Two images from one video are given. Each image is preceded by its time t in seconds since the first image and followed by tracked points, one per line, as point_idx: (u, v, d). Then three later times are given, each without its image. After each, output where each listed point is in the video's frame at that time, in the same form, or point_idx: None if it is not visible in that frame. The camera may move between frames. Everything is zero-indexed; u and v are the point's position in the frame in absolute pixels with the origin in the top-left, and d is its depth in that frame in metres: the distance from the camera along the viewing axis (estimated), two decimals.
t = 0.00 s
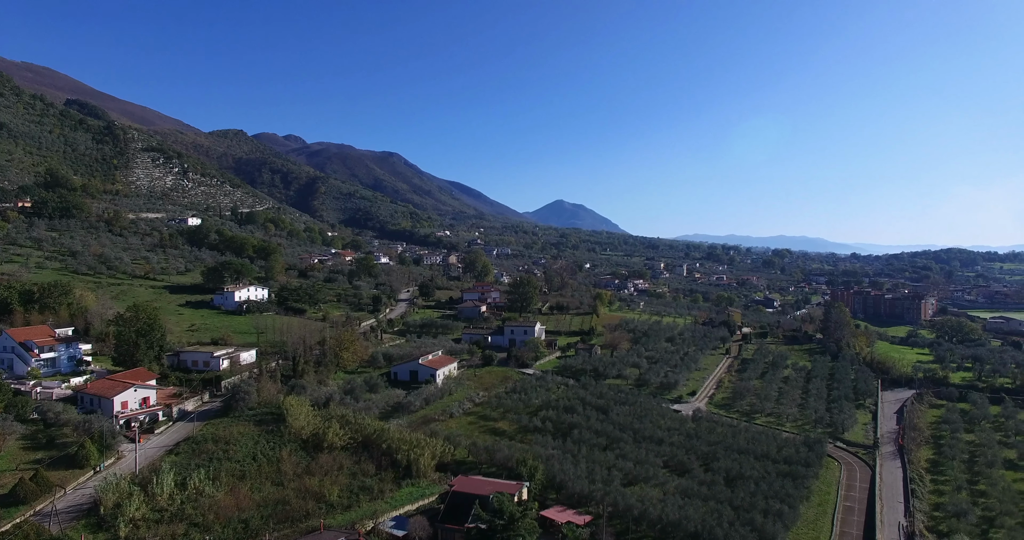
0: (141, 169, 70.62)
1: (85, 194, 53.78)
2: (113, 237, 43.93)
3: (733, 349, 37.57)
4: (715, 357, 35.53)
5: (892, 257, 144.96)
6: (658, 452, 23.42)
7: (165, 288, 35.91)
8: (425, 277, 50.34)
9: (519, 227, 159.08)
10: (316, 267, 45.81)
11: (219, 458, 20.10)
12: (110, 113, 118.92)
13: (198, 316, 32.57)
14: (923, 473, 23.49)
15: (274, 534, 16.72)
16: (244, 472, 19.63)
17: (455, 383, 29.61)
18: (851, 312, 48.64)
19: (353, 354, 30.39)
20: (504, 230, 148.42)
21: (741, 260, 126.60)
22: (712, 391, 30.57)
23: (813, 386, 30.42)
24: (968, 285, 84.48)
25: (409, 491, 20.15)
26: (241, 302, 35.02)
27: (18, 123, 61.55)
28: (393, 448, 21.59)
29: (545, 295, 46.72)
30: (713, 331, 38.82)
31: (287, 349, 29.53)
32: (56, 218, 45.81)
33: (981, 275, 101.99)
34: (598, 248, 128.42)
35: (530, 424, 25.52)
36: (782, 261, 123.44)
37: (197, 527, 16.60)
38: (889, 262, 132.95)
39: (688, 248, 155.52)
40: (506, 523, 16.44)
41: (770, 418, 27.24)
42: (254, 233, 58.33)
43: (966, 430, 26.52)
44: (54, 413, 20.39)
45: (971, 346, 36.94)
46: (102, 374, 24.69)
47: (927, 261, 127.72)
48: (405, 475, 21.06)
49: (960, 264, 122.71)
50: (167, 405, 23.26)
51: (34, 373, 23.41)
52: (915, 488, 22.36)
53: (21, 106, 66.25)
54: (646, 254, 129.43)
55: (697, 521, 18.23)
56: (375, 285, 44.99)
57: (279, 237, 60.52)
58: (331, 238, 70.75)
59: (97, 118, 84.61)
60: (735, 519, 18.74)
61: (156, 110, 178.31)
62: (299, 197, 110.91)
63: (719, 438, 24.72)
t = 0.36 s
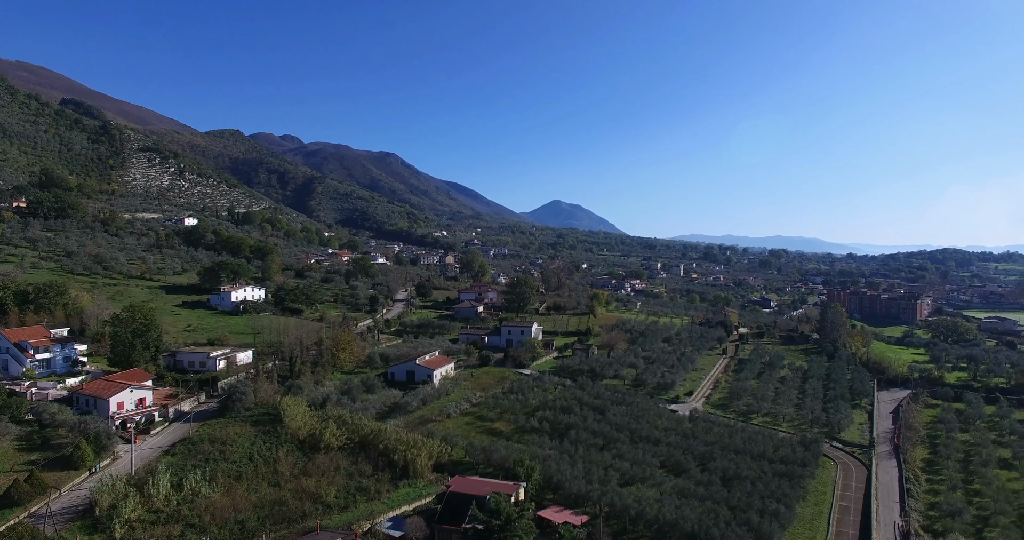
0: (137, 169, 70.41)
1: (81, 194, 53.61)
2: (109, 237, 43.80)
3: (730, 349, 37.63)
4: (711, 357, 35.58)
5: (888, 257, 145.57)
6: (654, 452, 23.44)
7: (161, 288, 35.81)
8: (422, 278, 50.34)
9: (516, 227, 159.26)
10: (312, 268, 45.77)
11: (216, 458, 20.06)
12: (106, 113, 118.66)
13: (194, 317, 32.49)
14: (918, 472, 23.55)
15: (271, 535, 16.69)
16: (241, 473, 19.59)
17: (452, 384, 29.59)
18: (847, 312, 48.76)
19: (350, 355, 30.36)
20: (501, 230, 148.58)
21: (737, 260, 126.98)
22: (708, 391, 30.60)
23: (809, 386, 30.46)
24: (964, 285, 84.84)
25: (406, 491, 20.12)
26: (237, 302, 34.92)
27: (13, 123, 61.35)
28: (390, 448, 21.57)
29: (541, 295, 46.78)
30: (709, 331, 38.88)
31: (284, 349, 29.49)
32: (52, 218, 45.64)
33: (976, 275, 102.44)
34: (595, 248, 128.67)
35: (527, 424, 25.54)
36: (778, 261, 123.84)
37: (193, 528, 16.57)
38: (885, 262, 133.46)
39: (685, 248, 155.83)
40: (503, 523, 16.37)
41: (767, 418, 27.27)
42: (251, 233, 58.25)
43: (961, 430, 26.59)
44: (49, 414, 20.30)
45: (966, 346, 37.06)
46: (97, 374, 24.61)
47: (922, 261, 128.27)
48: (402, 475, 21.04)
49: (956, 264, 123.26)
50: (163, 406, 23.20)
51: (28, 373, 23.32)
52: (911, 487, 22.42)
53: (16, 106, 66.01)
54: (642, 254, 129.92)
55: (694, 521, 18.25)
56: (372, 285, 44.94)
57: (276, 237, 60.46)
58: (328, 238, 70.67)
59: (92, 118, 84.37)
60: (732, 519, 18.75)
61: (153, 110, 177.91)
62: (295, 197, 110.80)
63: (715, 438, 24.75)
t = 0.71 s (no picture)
0: (130, 168, 70.06)
1: (72, 194, 53.30)
2: (101, 237, 43.56)
3: (724, 349, 37.73)
4: (705, 357, 35.67)
5: (880, 257, 146.48)
6: (648, 452, 23.48)
7: (154, 288, 35.63)
8: (417, 278, 50.28)
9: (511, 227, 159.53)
10: (307, 268, 45.65)
11: (209, 459, 19.97)
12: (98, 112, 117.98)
13: (188, 317, 32.33)
14: (910, 471, 23.69)
15: (264, 536, 16.64)
16: (234, 474, 19.51)
17: (446, 384, 29.56)
18: (840, 312, 48.98)
19: (344, 355, 30.31)
20: (495, 230, 148.75)
21: (731, 260, 127.53)
22: (702, 391, 30.68)
23: (802, 385, 30.59)
24: (955, 285, 85.51)
25: (400, 492, 20.09)
26: (231, 302, 34.78)
27: (4, 122, 60.94)
28: (384, 449, 21.53)
29: (536, 295, 46.81)
30: (703, 331, 38.98)
31: (277, 350, 29.39)
32: (43, 218, 45.36)
33: (967, 274, 103.23)
34: (589, 249, 129.01)
35: (521, 424, 25.54)
36: (772, 261, 124.46)
37: (186, 529, 16.50)
38: (877, 262, 134.34)
39: (679, 248, 156.38)
40: (498, 524, 16.31)
41: (760, 418, 27.36)
42: (245, 233, 58.07)
43: (952, 428, 26.76)
44: (40, 416, 20.15)
45: (957, 345, 37.30)
46: (89, 375, 24.46)
47: (914, 261, 129.13)
48: (396, 476, 21.01)
49: (947, 264, 124.13)
50: (156, 407, 23.07)
51: (18, 375, 23.14)
52: (902, 486, 22.54)
53: (7, 105, 65.57)
54: (636, 254, 130.40)
55: (688, 521, 18.29)
56: (366, 285, 44.86)
57: (270, 237, 60.30)
58: (322, 238, 70.51)
59: (84, 117, 83.89)
60: (726, 518, 18.81)
61: (146, 110, 176.88)
62: (289, 197, 110.50)
63: (709, 438, 24.82)
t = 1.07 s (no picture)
0: (115, 168, 69.31)
1: (56, 193, 52.62)
2: (85, 237, 43.02)
3: (712, 349, 37.87)
4: (694, 357, 35.80)
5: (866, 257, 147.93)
6: (637, 451, 23.55)
7: (139, 289, 35.25)
8: (406, 278, 50.11)
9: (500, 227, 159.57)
10: (295, 268, 45.35)
11: (196, 462, 19.80)
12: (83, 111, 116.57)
13: (174, 318, 32.01)
14: (895, 468, 23.93)
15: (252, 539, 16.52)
16: (222, 476, 19.35)
17: (435, 384, 29.48)
18: (826, 311, 49.35)
19: (332, 356, 30.16)
20: (485, 230, 148.72)
21: (719, 260, 128.32)
22: (691, 390, 30.81)
23: (790, 384, 30.80)
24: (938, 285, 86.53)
25: (389, 493, 20.02)
26: (218, 303, 34.46)
27: None
28: (373, 450, 21.44)
29: (525, 295, 46.80)
30: (692, 331, 39.12)
31: (265, 351, 29.18)
32: (26, 217, 44.74)
33: (950, 274, 104.47)
34: (578, 249, 129.32)
35: (511, 425, 25.53)
36: (760, 261, 125.34)
37: (172, 533, 16.33)
38: (863, 262, 135.70)
39: (667, 249, 157.26)
40: (487, 524, 16.28)
41: (748, 417, 27.52)
42: (232, 233, 57.62)
43: (935, 426, 27.05)
44: (22, 419, 19.84)
45: (941, 344, 37.72)
46: (73, 377, 24.16)
47: (899, 261, 130.50)
48: (385, 477, 20.93)
49: (931, 264, 125.56)
50: (141, 409, 22.83)
51: None
52: (887, 483, 22.77)
53: None
54: (624, 254, 130.95)
55: (676, 520, 18.37)
56: (355, 285, 44.64)
57: (257, 237, 59.87)
58: (311, 238, 70.11)
59: (68, 115, 82.84)
60: (714, 517, 18.91)
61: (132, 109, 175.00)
62: (277, 196, 109.83)
63: (698, 437, 24.93)
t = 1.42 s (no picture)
0: (93, 166, 68.26)
1: (32, 192, 51.68)
2: (63, 237, 42.31)
3: (696, 348, 38.12)
4: (678, 356, 36.01)
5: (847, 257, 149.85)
6: (622, 450, 23.64)
7: (119, 289, 34.75)
8: (390, 278, 49.89)
9: (486, 227, 159.52)
10: (278, 269, 44.96)
11: (177, 464, 19.56)
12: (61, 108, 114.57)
13: (155, 319, 31.57)
14: (874, 465, 24.28)
15: None
16: (204, 479, 19.13)
17: (420, 385, 29.38)
18: (808, 311, 49.87)
19: (317, 357, 29.95)
20: (471, 230, 148.63)
21: (702, 260, 129.36)
22: (675, 389, 31.00)
23: (772, 383, 31.11)
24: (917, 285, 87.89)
25: (374, 494, 19.91)
26: (200, 304, 34.04)
27: None
28: (358, 451, 21.33)
29: (510, 295, 46.79)
30: (676, 331, 39.34)
31: (248, 352, 28.89)
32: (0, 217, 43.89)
33: (928, 274, 106.18)
34: (563, 249, 129.70)
35: (496, 425, 25.52)
36: (743, 261, 126.52)
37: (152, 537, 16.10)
38: (844, 262, 137.51)
39: (652, 249, 158.18)
40: (472, 524, 16.27)
41: (732, 416, 27.74)
42: (215, 233, 56.98)
43: (914, 423, 27.48)
44: None
45: (919, 343, 38.31)
46: (50, 380, 23.74)
47: (878, 261, 132.35)
48: (369, 478, 20.82)
49: (909, 264, 127.47)
50: (121, 411, 22.49)
51: None
52: (867, 480, 23.10)
53: None
54: (609, 254, 131.89)
55: (660, 518, 18.46)
56: (339, 286, 44.36)
57: (241, 237, 59.28)
58: (295, 238, 69.55)
59: (45, 113, 81.35)
60: (697, 515, 19.03)
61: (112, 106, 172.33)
62: (261, 196, 108.82)
63: (682, 435, 25.10)
